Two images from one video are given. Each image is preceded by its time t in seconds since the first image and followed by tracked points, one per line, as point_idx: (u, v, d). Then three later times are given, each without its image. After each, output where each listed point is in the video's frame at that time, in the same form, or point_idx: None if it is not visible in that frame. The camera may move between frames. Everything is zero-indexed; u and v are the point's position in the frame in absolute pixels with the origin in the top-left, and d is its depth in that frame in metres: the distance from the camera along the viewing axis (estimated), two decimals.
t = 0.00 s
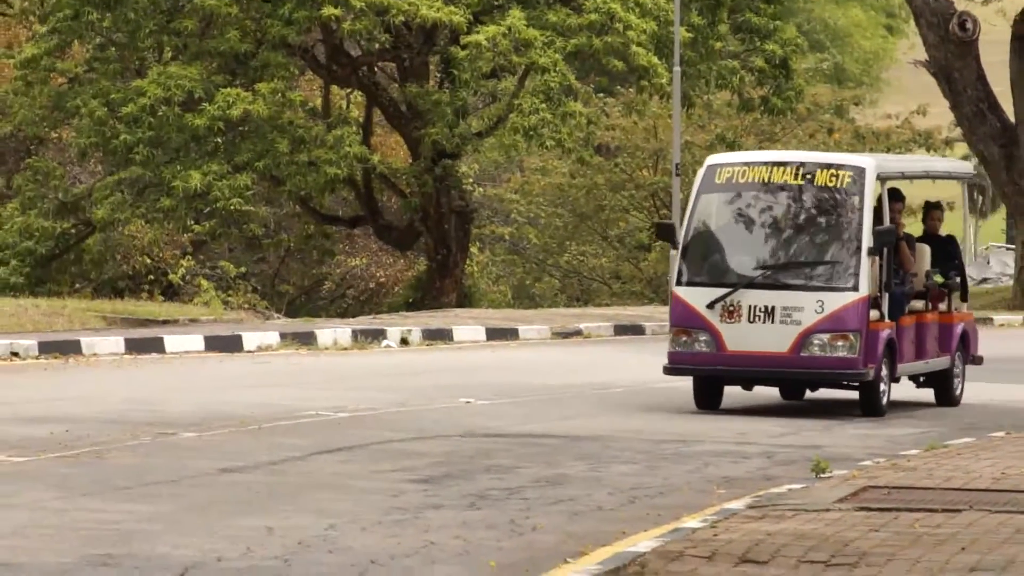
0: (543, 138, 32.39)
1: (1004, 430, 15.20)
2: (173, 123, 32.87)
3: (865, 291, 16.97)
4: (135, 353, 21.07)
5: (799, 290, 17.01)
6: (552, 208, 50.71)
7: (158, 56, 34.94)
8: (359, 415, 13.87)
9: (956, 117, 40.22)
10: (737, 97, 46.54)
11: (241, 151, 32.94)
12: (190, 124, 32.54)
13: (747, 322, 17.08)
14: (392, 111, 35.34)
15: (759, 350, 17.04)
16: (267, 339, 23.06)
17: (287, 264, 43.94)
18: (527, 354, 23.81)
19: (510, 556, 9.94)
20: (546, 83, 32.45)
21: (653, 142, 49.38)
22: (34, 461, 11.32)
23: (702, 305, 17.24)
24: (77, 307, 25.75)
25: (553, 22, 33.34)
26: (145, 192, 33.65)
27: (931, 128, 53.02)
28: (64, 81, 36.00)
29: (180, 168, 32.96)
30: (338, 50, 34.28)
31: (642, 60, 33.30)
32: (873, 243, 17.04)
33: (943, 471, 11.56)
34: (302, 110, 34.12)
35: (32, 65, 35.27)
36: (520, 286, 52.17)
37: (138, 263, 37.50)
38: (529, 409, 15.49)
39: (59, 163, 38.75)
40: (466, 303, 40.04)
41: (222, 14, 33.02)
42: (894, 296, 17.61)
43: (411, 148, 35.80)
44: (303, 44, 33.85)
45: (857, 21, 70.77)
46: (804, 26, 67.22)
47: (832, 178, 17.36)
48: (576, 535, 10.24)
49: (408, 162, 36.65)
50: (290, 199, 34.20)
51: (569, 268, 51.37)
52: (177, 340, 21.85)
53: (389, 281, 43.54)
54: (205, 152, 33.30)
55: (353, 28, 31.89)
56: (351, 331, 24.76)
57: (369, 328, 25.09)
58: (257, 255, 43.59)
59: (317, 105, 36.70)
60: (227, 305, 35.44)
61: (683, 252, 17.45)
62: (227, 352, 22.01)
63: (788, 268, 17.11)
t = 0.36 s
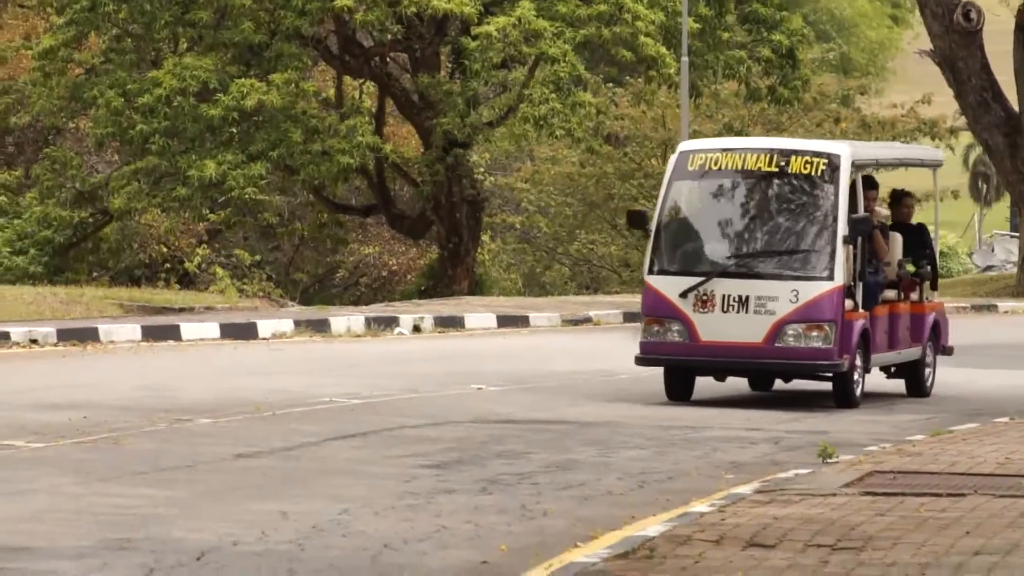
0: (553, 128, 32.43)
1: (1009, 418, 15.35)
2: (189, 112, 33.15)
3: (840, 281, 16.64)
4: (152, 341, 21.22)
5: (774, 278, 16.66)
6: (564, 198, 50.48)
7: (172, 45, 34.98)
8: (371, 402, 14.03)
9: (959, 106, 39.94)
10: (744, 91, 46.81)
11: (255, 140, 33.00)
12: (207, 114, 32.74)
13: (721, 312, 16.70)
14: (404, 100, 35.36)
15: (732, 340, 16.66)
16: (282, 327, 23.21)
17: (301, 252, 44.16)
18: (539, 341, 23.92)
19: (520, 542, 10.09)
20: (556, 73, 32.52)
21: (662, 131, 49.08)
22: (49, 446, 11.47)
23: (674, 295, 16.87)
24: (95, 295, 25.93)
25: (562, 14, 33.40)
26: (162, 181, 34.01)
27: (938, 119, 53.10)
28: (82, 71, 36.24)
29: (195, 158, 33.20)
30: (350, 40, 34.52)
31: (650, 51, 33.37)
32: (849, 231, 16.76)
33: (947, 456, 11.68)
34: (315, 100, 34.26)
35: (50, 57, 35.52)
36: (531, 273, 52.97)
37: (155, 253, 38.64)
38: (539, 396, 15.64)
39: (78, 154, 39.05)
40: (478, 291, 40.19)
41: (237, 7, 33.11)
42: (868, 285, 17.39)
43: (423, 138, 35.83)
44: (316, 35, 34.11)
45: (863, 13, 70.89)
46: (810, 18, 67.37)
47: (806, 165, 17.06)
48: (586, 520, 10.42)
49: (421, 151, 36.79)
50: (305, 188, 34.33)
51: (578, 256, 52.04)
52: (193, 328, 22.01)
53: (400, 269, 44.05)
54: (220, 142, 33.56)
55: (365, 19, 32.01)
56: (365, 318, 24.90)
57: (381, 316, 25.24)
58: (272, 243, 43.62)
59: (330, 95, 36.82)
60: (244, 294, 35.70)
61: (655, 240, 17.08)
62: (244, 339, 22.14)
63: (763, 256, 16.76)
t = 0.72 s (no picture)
0: (564, 121, 32.84)
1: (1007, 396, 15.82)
2: (215, 106, 33.55)
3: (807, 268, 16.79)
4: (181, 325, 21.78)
5: (743, 266, 16.83)
6: (574, 188, 51.06)
7: (199, 42, 35.48)
8: (393, 382, 14.57)
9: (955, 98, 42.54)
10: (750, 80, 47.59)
11: (279, 132, 33.49)
12: (231, 108, 33.27)
13: (690, 299, 16.91)
14: (421, 94, 35.80)
15: (701, 327, 16.88)
16: (306, 310, 23.76)
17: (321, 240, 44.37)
18: (551, 324, 24.41)
19: (533, 517, 10.58)
20: (567, 68, 33.03)
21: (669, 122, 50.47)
22: (83, 425, 12.00)
23: (644, 281, 17.06)
24: (125, 281, 26.51)
25: (572, 11, 33.85)
26: (191, 173, 34.96)
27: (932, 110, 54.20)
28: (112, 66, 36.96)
29: (222, 150, 33.55)
30: (371, 37, 35.10)
31: (657, 46, 33.86)
32: (815, 219, 16.81)
33: (943, 434, 12.14)
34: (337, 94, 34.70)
35: (83, 52, 36.11)
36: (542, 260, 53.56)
37: (185, 240, 39.73)
38: (552, 377, 16.15)
39: (109, 146, 39.75)
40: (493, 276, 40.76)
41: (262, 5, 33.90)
42: (833, 273, 17.40)
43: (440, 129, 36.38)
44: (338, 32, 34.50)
45: (863, 8, 71.60)
46: (811, 12, 68.12)
47: (774, 154, 17.12)
48: (597, 494, 10.91)
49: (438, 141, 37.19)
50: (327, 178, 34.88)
51: (589, 244, 52.09)
52: (221, 313, 22.60)
53: (419, 256, 44.39)
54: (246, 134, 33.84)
55: (383, 16, 32.69)
56: (385, 303, 25.42)
57: (400, 300, 25.74)
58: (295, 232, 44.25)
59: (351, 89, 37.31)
60: (269, 280, 36.43)
61: (626, 228, 17.26)
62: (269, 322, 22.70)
63: (732, 243, 16.92)
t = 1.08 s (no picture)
0: (626, 111, 33.17)
1: None
2: (291, 100, 34.09)
3: (830, 255, 16.81)
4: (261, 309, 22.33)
5: (766, 252, 16.86)
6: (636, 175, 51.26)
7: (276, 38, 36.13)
8: (464, 364, 15.06)
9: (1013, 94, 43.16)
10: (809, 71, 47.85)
11: (351, 125, 34.02)
12: (306, 101, 33.73)
13: (714, 286, 16.94)
14: (489, 86, 36.23)
15: (725, 313, 16.90)
16: (379, 295, 24.27)
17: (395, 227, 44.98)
18: (614, 309, 24.75)
19: (598, 494, 10.98)
20: (629, 60, 33.31)
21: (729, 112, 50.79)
22: (167, 405, 12.51)
23: (668, 268, 17.08)
24: (208, 267, 27.07)
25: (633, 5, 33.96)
26: (267, 164, 35.55)
27: (988, 100, 54.66)
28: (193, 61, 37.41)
29: (298, 142, 34.10)
30: (439, 33, 35.64)
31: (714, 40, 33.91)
32: (838, 205, 16.89)
33: (997, 415, 12.44)
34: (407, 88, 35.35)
35: (165, 48, 36.68)
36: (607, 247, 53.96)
37: (262, 228, 40.96)
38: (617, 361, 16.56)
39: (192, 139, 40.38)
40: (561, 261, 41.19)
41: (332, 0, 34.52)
42: (857, 260, 17.50)
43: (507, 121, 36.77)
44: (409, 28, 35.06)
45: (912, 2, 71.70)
46: (866, 5, 68.25)
47: (797, 140, 17.21)
48: (661, 473, 11.29)
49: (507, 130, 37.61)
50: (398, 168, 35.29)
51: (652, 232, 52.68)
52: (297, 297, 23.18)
53: (487, 243, 45.26)
54: (319, 126, 34.33)
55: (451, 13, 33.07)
56: (454, 287, 25.84)
57: (470, 286, 26.08)
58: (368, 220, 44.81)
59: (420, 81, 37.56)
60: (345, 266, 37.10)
61: (648, 214, 17.29)
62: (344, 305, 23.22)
63: (754, 230, 16.95)
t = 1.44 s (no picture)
0: (692, 110, 33.47)
1: None
2: (366, 99, 34.73)
3: (858, 252, 16.60)
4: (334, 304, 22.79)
5: (793, 249, 16.65)
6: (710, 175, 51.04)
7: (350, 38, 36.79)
8: (531, 355, 15.42)
9: None
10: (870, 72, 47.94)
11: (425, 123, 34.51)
12: (380, 101, 34.34)
13: (740, 282, 16.73)
14: (558, 86, 36.58)
15: (751, 310, 16.71)
16: (448, 289, 24.60)
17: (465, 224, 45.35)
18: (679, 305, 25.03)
19: (662, 482, 11.29)
20: (694, 60, 33.63)
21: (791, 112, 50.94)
22: (244, 395, 12.88)
23: (694, 264, 16.88)
24: (284, 261, 27.88)
25: (698, 5, 34.36)
26: (343, 161, 36.27)
27: None
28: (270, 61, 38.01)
29: (372, 140, 34.74)
30: (509, 33, 36.02)
31: (779, 39, 34.25)
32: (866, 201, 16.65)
33: None
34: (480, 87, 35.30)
35: (244, 49, 37.23)
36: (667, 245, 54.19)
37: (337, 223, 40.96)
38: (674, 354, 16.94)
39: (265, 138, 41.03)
40: (627, 257, 41.39)
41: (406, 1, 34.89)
42: (885, 256, 17.28)
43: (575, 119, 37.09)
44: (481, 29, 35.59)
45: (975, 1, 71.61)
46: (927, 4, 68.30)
47: (824, 136, 16.98)
48: (724, 462, 11.59)
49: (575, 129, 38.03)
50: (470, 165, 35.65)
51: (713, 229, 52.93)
52: (370, 291, 23.60)
53: (556, 238, 45.68)
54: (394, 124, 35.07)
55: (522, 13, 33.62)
56: (522, 281, 26.13)
57: (537, 279, 26.44)
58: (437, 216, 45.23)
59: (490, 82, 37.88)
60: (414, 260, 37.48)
61: (675, 209, 17.08)
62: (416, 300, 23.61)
63: (781, 226, 16.74)
